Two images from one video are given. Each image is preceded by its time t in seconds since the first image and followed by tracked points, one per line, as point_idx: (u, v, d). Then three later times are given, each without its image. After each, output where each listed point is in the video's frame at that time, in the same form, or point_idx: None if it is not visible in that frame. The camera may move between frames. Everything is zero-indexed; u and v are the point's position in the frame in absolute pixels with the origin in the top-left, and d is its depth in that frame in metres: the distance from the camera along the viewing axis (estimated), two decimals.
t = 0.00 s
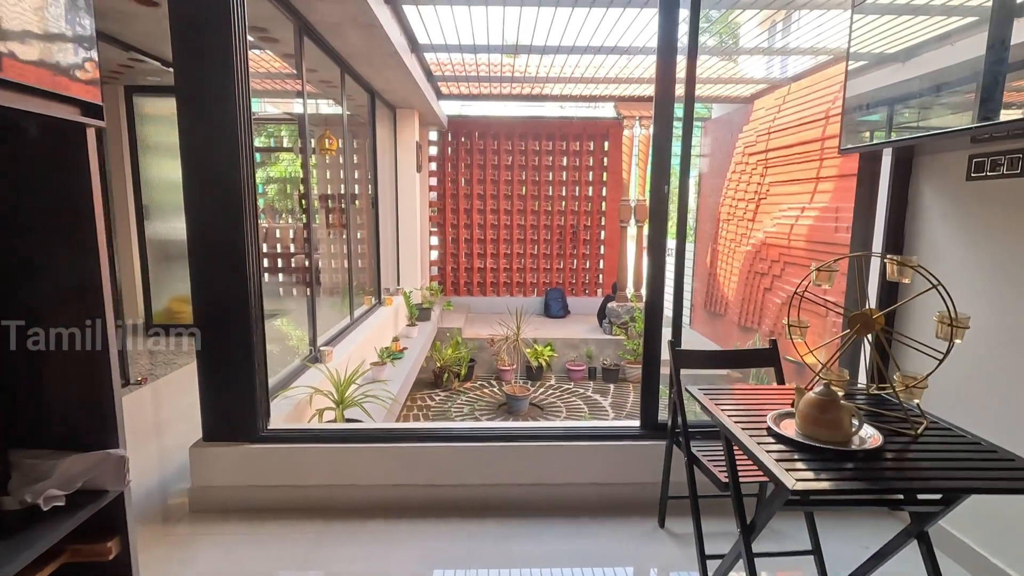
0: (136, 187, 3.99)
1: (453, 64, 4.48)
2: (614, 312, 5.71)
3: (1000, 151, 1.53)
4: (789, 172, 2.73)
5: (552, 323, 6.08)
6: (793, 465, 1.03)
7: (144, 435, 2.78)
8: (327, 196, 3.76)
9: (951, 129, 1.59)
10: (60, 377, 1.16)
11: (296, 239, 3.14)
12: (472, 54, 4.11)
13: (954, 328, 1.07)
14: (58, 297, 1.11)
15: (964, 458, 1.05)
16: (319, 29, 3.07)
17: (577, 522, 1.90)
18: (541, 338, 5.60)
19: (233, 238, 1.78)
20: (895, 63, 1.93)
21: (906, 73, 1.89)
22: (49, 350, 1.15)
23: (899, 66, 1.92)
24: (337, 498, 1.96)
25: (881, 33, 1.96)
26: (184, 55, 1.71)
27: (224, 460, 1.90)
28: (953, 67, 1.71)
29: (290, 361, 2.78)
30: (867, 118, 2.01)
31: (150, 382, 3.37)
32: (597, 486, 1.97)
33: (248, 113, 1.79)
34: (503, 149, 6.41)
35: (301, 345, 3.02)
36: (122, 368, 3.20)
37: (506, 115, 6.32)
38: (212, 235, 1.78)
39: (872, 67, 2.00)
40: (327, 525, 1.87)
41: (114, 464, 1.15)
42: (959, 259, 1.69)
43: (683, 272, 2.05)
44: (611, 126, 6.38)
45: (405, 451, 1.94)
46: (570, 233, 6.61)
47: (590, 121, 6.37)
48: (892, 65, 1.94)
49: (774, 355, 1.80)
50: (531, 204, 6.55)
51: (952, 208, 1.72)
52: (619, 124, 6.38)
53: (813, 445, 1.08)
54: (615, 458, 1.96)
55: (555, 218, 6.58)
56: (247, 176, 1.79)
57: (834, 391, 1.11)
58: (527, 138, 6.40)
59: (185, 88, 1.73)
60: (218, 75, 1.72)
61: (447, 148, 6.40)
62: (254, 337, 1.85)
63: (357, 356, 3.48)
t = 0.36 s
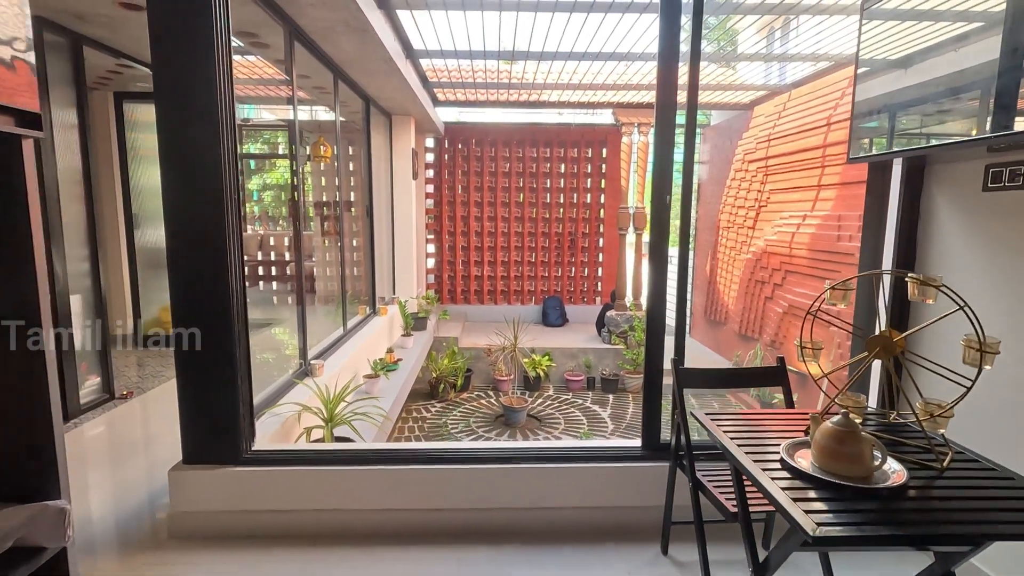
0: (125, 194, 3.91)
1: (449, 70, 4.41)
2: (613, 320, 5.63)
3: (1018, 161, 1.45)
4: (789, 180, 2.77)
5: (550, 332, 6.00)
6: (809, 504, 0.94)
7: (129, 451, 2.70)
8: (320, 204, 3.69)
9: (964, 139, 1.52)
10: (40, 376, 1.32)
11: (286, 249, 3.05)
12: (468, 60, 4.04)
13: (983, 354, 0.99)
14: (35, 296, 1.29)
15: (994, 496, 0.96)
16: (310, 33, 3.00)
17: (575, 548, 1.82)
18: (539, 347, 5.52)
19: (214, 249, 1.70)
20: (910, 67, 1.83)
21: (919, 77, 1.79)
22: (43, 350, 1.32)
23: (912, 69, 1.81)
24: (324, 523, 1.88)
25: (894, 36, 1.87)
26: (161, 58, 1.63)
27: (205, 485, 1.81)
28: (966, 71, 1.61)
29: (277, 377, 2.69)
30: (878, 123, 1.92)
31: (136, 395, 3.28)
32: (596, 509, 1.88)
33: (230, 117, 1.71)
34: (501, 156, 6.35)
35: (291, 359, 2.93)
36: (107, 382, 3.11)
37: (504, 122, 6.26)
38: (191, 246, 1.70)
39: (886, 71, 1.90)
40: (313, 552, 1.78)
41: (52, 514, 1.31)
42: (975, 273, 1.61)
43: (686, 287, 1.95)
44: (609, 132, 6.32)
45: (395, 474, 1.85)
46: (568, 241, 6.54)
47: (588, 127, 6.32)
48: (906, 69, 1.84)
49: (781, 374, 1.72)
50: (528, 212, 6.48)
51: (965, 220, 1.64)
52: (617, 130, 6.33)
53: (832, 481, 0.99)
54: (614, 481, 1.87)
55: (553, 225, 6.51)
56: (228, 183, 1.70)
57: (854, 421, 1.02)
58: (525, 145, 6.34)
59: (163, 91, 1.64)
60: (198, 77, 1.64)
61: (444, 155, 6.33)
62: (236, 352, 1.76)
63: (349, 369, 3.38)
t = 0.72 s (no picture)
0: (113, 201, 3.82)
1: (444, 75, 4.35)
2: (610, 328, 5.56)
3: None
4: (790, 188, 2.67)
5: (547, 340, 5.92)
6: (827, 543, 0.87)
7: (111, 467, 2.60)
8: (312, 211, 3.61)
9: (978, 145, 1.45)
10: None
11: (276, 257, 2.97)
12: (463, 65, 3.98)
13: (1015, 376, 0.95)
14: None
15: None
16: (300, 37, 2.93)
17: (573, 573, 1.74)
18: (536, 355, 5.44)
19: (194, 255, 1.62)
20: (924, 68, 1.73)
21: (932, 79, 1.70)
22: None
23: (925, 70, 1.72)
24: (310, 547, 1.79)
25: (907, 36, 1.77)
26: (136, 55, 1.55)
27: (184, 508, 1.72)
28: (979, 74, 1.54)
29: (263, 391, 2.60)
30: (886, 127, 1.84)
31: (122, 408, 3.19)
32: (595, 531, 1.80)
33: (212, 116, 1.64)
34: (497, 162, 6.29)
35: (279, 371, 2.84)
36: (89, 396, 3.03)
37: (500, 128, 6.20)
38: (168, 252, 1.61)
39: (896, 72, 1.81)
40: None
41: None
42: (990, 286, 1.55)
43: (689, 299, 1.87)
44: (606, 138, 6.28)
45: (384, 496, 1.76)
46: (565, 248, 6.47)
47: (584, 133, 6.28)
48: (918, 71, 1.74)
49: (788, 390, 1.64)
50: (525, 218, 6.41)
51: (979, 231, 1.57)
52: (614, 137, 6.28)
53: (851, 515, 0.91)
54: (613, 501, 1.80)
55: (550, 232, 6.45)
56: (209, 184, 1.62)
57: (874, 449, 0.94)
58: (521, 151, 6.28)
59: (140, 89, 1.56)
60: (175, 76, 1.56)
61: (440, 161, 6.27)
62: (218, 363, 1.68)
63: (340, 381, 3.29)
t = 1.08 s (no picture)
0: (101, 207, 3.75)
1: (439, 80, 4.30)
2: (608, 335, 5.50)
3: None
4: (790, 194, 2.68)
5: (543, 348, 5.85)
6: None
7: (93, 482, 2.51)
8: (304, 217, 3.54)
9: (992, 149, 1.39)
10: None
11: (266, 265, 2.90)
12: (459, 69, 3.94)
13: None
14: None
15: None
16: (291, 41, 2.87)
17: None
18: (533, 363, 5.37)
19: (175, 257, 1.54)
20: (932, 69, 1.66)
21: (939, 80, 1.64)
22: None
23: (932, 72, 1.65)
24: (295, 568, 1.71)
25: (912, 37, 1.70)
26: (114, 44, 1.48)
27: (164, 529, 1.64)
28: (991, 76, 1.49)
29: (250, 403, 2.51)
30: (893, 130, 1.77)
31: (107, 419, 3.11)
32: (593, 551, 1.73)
33: (194, 109, 1.57)
34: (494, 168, 6.23)
35: (268, 382, 2.76)
36: (72, 407, 2.94)
37: (497, 133, 6.16)
38: (147, 253, 1.54)
39: (901, 75, 1.75)
40: None
41: None
42: (1004, 296, 1.48)
43: (691, 308, 1.80)
44: (603, 144, 6.26)
45: (372, 514, 1.69)
46: (562, 254, 6.41)
47: (581, 139, 6.24)
48: (924, 72, 1.67)
49: (794, 403, 1.57)
50: (522, 224, 6.36)
51: (991, 238, 1.52)
52: (611, 142, 6.27)
53: (872, 548, 0.85)
54: (613, 520, 1.72)
55: (547, 238, 6.39)
56: (189, 181, 1.54)
57: (895, 474, 0.88)
58: (518, 157, 6.23)
59: (118, 81, 1.49)
60: (155, 65, 1.50)
61: (436, 166, 6.21)
62: (200, 370, 1.61)
63: (331, 391, 3.22)
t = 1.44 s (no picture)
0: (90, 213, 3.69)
1: (436, 84, 4.26)
2: (607, 342, 5.43)
3: None
4: (790, 199, 2.57)
5: (542, 355, 5.78)
6: None
7: (77, 497, 2.41)
8: (299, 223, 3.47)
9: (1012, 152, 1.33)
10: None
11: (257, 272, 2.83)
12: (456, 74, 3.89)
13: None
14: None
15: None
16: (284, 44, 2.81)
17: None
18: (531, 371, 5.29)
19: (157, 257, 1.47)
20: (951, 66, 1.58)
21: (958, 77, 1.56)
22: None
23: (950, 69, 1.57)
24: None
25: (930, 31, 1.62)
26: (96, 34, 1.41)
27: (145, 552, 1.56)
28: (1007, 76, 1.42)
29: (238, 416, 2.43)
30: (906, 133, 1.71)
31: (93, 431, 2.98)
32: (595, 572, 1.66)
33: (178, 103, 1.50)
34: (491, 174, 6.18)
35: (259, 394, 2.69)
36: (56, 419, 2.84)
37: (494, 139, 6.12)
38: (125, 254, 1.46)
39: (919, 72, 1.66)
40: None
41: None
42: None
43: (696, 316, 1.73)
44: (601, 150, 6.23)
45: (362, 534, 1.61)
46: (560, 260, 6.35)
47: (579, 145, 6.21)
48: (944, 69, 1.59)
49: (805, 417, 1.51)
50: (520, 230, 6.29)
51: (1009, 246, 1.46)
52: (609, 148, 6.24)
53: None
54: (615, 540, 1.65)
55: (545, 244, 6.33)
56: (172, 178, 1.47)
57: (927, 502, 0.81)
58: (516, 163, 6.18)
59: (97, 74, 1.42)
60: (137, 57, 1.42)
61: (433, 172, 6.16)
62: (182, 377, 1.53)
63: (324, 401, 3.14)
